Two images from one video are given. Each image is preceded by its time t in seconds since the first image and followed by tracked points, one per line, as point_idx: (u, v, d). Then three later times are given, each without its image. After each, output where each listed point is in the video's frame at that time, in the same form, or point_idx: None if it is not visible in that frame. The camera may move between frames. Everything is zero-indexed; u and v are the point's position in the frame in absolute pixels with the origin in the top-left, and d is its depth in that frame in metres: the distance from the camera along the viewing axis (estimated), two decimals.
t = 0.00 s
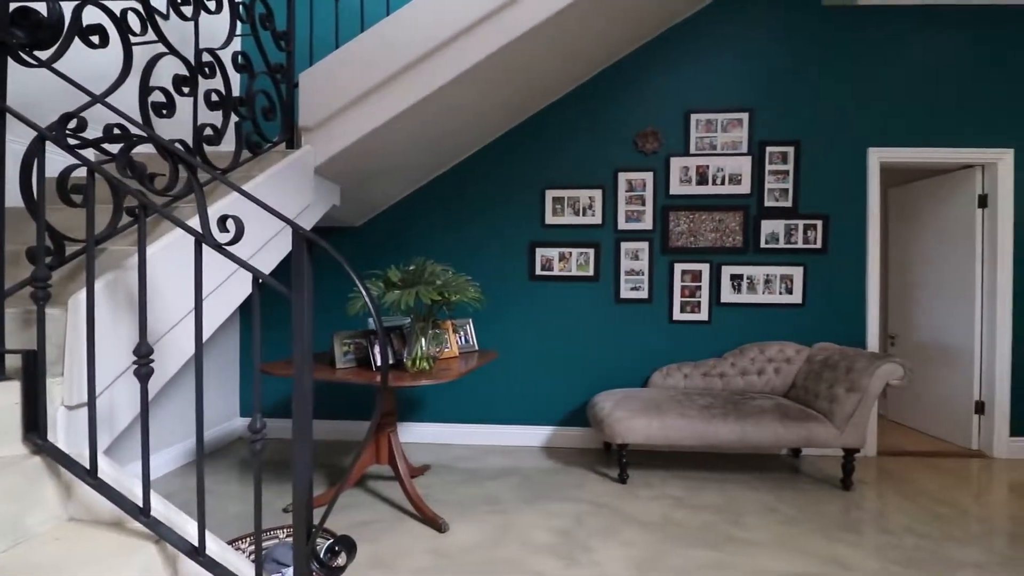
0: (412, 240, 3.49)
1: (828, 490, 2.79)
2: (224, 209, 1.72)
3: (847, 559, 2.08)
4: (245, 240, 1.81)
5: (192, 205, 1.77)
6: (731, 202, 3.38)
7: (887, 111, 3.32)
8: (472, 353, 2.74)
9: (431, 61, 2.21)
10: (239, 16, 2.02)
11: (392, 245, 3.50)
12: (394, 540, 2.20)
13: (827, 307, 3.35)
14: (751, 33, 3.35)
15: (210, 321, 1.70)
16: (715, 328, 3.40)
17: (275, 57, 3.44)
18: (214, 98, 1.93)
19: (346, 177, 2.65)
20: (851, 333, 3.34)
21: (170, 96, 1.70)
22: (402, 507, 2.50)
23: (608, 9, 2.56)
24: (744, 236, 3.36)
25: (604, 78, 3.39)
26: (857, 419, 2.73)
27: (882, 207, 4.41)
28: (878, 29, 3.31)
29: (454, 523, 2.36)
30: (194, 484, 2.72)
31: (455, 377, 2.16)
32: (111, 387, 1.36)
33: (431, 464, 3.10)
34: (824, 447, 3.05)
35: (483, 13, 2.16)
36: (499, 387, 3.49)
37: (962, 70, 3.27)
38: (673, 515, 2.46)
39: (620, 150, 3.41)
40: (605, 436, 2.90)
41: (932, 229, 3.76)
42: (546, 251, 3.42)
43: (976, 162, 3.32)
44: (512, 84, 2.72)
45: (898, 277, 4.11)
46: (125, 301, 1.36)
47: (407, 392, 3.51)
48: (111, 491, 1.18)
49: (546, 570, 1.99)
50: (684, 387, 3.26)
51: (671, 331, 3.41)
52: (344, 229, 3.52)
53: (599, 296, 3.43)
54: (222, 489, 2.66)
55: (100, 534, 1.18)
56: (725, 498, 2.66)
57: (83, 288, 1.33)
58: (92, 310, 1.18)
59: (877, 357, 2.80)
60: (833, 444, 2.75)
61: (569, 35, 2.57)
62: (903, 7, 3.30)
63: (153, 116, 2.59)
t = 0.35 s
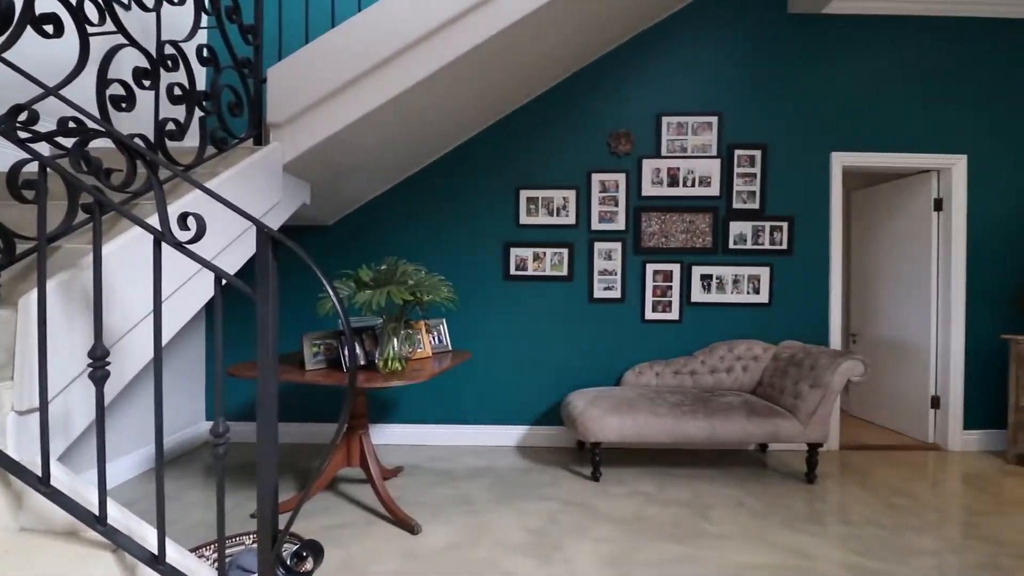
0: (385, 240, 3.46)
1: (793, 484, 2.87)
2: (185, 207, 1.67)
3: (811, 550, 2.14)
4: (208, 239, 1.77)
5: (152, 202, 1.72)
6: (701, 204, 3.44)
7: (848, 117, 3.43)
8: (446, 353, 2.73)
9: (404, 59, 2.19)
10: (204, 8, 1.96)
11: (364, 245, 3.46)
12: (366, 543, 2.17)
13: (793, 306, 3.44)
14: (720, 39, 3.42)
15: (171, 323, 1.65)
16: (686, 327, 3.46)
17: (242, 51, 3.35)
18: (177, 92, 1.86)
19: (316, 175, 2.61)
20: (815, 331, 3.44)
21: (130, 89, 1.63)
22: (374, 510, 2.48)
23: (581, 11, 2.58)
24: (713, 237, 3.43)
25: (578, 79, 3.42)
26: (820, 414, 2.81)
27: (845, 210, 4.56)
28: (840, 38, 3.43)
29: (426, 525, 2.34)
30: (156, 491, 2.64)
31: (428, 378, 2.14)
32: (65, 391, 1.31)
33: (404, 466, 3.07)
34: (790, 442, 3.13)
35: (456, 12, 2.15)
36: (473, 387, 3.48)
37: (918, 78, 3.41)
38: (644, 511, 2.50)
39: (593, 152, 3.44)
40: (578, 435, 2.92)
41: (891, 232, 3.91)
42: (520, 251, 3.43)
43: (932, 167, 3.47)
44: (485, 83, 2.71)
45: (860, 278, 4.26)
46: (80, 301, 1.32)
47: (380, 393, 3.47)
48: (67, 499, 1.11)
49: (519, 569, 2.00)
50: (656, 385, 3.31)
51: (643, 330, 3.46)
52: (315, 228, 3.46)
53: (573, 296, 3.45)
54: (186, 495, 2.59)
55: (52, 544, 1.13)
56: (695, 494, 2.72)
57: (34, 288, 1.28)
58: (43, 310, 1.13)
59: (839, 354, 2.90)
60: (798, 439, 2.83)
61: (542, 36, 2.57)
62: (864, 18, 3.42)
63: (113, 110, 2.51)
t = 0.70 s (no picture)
0: (355, 239, 3.41)
1: (757, 479, 2.95)
2: (142, 205, 1.62)
3: (773, 542, 2.21)
4: (165, 238, 1.72)
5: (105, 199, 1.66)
6: (669, 206, 3.51)
7: (809, 123, 3.56)
8: (417, 354, 2.71)
9: (374, 56, 2.16)
10: None
11: (334, 244, 3.40)
12: (334, 548, 2.14)
13: (757, 306, 3.54)
14: (688, 44, 3.50)
15: (125, 326, 1.60)
16: (655, 326, 3.52)
17: (205, 45, 3.26)
18: (135, 84, 1.79)
19: (283, 173, 2.55)
20: (778, 330, 3.55)
21: (84, 81, 1.57)
22: (342, 513, 2.44)
23: (552, 13, 2.59)
24: (681, 238, 3.50)
25: (549, 81, 3.45)
26: (782, 410, 2.90)
27: (806, 213, 4.72)
28: (801, 47, 3.55)
29: (396, 528, 2.31)
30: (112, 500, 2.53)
31: (398, 379, 2.12)
32: (11, 397, 1.25)
33: (374, 468, 3.04)
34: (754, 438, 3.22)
35: (427, 11, 2.14)
36: (445, 388, 3.46)
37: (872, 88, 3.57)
38: (614, 509, 2.53)
39: (565, 153, 3.47)
40: (549, 434, 2.94)
41: (849, 234, 4.06)
42: (492, 251, 3.43)
43: (887, 172, 3.62)
44: (456, 83, 2.70)
45: (820, 278, 4.41)
46: (28, 302, 1.26)
47: (349, 395, 3.42)
48: (13, 509, 1.07)
49: (489, 570, 2.00)
50: (626, 384, 3.36)
51: (613, 330, 3.51)
52: (282, 227, 3.39)
53: (545, 296, 3.47)
54: (144, 503, 2.50)
55: None
56: (663, 490, 2.77)
57: None
58: None
59: (800, 352, 2.99)
60: (761, 435, 2.91)
61: (514, 37, 2.58)
62: (824, 28, 3.55)
63: (65, 102, 2.40)
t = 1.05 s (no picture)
0: (320, 239, 3.35)
1: (720, 474, 3.03)
2: (90, 203, 1.56)
3: (734, 535, 2.27)
4: (115, 238, 1.65)
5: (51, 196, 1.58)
6: (636, 207, 3.57)
7: (768, 129, 3.68)
8: (384, 355, 2.68)
9: (343, 52, 2.13)
10: None
11: (298, 244, 3.33)
12: (298, 554, 2.09)
13: (720, 306, 3.64)
14: (654, 50, 3.57)
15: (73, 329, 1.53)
16: (622, 326, 3.58)
17: (163, 36, 3.15)
18: (86, 75, 1.71)
19: (245, 169, 2.48)
20: (739, 329, 3.66)
21: (30, 71, 1.49)
22: (307, 518, 2.39)
23: (520, 14, 2.61)
24: (647, 239, 3.57)
25: (518, 83, 3.46)
26: (743, 407, 3.00)
27: (766, 216, 4.88)
28: (761, 55, 3.67)
29: (363, 531, 2.28)
30: (60, 510, 2.42)
31: (365, 380, 2.09)
32: None
33: (341, 471, 2.99)
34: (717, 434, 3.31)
35: (394, 9, 2.12)
36: (413, 389, 3.43)
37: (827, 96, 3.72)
38: (581, 506, 2.56)
39: (534, 154, 3.49)
40: (518, 433, 2.95)
41: (806, 236, 4.22)
42: (461, 251, 3.42)
43: (841, 178, 3.78)
44: (424, 82, 2.69)
45: (779, 279, 4.57)
46: None
47: (315, 398, 3.36)
48: None
49: (458, 571, 1.99)
50: (594, 383, 3.40)
51: (582, 330, 3.55)
52: (244, 225, 3.30)
53: (514, 296, 3.48)
54: (96, 513, 2.39)
55: None
56: (630, 486, 2.81)
57: None
58: None
59: (760, 350, 3.09)
60: (723, 431, 3.00)
61: (482, 37, 2.58)
62: (783, 37, 3.68)
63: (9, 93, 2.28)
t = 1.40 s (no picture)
0: (286, 237, 3.27)
1: (684, 469, 3.11)
2: (34, 198, 1.48)
3: (698, 528, 2.33)
4: (62, 236, 1.59)
5: None
6: (603, 208, 3.62)
7: (731, 133, 3.79)
8: (350, 355, 2.65)
9: (307, 46, 2.09)
10: None
11: (262, 242, 3.25)
12: (261, 560, 2.04)
13: (684, 305, 3.73)
14: (621, 52, 3.62)
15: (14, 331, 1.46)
16: (590, 325, 3.62)
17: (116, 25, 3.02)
18: (31, 64, 1.62)
19: (204, 164, 2.40)
20: (703, 327, 3.75)
21: None
22: (270, 524, 2.34)
23: (488, 13, 2.60)
24: (614, 240, 3.63)
25: (487, 82, 3.46)
26: (706, 403, 3.08)
27: (729, 217, 5.02)
28: (724, 61, 3.77)
29: (328, 536, 2.24)
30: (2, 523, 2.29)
31: (331, 381, 2.06)
32: None
33: (306, 475, 2.93)
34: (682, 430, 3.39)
35: (359, 3, 2.08)
36: (381, 390, 3.39)
37: (786, 102, 3.86)
38: (549, 504, 2.58)
39: (503, 153, 3.50)
40: (487, 433, 2.95)
41: (767, 237, 4.36)
42: (430, 251, 3.40)
43: (799, 181, 3.92)
44: (391, 77, 2.65)
45: (741, 279, 4.71)
46: None
47: (279, 401, 3.28)
48: None
49: (425, 572, 1.98)
50: (562, 382, 3.43)
51: (550, 329, 3.57)
52: (205, 222, 3.19)
53: (483, 296, 3.48)
54: (43, 525, 2.28)
55: None
56: (597, 483, 2.85)
57: None
58: None
59: (722, 347, 3.18)
60: (687, 427, 3.07)
61: (449, 34, 2.57)
62: (745, 44, 3.79)
63: None
